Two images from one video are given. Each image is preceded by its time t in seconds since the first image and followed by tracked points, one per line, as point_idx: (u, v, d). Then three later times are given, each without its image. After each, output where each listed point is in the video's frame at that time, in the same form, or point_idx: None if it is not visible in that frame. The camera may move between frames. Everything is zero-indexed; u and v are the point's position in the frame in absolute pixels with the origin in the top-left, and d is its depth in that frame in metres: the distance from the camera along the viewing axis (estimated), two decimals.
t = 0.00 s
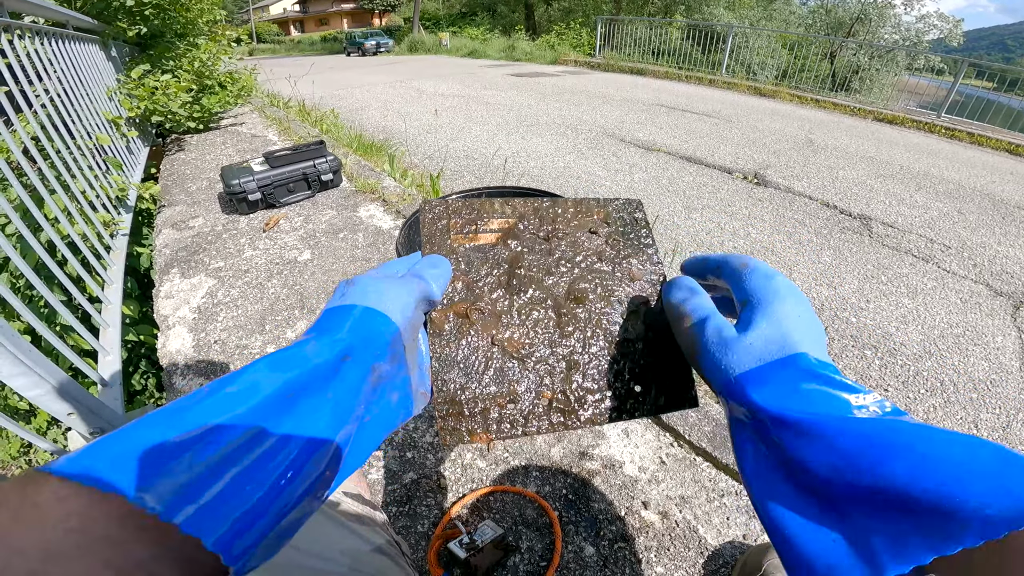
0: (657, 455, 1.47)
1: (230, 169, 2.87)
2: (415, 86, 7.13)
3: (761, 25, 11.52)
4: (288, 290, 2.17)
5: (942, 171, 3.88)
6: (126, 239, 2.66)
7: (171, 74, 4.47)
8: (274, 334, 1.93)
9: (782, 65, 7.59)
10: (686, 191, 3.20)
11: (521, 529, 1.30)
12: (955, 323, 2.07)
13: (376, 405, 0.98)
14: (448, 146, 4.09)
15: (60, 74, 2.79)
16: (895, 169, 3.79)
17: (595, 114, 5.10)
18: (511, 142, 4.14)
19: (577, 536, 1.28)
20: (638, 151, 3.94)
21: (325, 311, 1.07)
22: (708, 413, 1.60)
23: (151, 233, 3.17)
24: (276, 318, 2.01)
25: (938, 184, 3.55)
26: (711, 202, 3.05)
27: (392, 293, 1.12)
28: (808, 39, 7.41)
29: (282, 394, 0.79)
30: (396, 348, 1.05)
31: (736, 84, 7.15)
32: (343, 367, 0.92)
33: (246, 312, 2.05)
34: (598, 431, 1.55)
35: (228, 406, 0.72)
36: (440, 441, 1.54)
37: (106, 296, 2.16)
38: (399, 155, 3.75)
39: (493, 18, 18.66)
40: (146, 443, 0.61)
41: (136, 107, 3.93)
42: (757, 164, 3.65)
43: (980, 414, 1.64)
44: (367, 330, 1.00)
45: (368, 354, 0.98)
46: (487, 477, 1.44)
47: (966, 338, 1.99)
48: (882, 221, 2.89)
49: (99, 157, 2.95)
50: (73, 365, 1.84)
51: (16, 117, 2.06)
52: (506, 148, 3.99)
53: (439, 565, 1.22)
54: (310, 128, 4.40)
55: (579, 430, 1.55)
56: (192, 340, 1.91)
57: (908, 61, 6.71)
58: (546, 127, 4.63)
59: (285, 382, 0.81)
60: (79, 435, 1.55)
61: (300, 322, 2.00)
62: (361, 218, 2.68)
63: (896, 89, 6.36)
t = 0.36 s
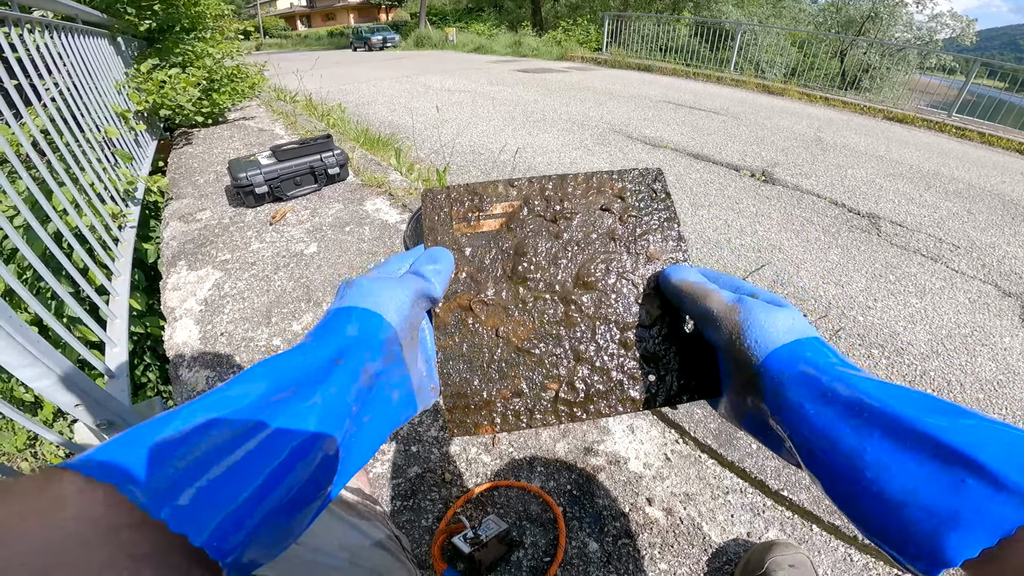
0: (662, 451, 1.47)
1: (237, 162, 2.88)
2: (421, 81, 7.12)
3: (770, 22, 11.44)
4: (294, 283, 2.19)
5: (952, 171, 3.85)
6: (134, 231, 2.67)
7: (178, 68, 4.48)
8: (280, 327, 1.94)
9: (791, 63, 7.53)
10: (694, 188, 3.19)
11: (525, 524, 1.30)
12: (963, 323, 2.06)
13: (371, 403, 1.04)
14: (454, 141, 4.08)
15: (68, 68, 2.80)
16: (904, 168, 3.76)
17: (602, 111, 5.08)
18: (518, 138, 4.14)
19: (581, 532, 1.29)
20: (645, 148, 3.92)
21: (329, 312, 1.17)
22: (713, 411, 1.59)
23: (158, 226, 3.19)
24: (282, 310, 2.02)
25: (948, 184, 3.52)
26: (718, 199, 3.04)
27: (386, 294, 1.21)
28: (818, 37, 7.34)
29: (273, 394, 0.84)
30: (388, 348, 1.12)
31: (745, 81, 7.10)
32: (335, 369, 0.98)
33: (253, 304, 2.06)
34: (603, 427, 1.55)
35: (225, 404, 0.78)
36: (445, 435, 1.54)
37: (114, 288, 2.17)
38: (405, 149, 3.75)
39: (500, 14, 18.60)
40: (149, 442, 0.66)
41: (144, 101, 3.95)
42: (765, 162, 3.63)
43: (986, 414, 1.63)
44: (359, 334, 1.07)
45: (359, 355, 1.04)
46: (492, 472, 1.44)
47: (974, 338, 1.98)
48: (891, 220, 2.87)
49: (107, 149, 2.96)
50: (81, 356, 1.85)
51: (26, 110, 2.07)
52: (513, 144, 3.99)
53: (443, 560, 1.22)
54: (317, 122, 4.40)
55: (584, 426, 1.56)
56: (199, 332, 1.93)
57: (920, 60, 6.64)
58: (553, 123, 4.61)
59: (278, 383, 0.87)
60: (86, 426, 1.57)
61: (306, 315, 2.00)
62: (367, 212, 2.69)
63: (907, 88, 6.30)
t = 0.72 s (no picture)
0: (668, 441, 1.48)
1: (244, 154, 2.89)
2: (426, 73, 7.10)
3: (778, 13, 11.31)
4: (302, 272, 2.20)
5: (963, 163, 3.81)
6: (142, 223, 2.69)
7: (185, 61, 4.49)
8: (288, 316, 1.96)
9: (800, 55, 7.45)
10: (701, 179, 3.17)
11: (532, 513, 1.31)
12: (972, 315, 2.05)
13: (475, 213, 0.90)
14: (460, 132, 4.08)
15: (76, 62, 2.82)
16: (914, 160, 3.72)
17: (609, 102, 5.05)
18: (524, 129, 4.12)
19: (587, 520, 1.30)
20: (651, 139, 3.90)
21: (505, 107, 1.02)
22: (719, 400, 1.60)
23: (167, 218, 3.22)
24: (290, 300, 2.04)
25: (958, 176, 3.49)
26: (725, 190, 3.03)
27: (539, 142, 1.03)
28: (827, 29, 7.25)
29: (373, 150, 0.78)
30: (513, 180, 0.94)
31: (752, 74, 7.04)
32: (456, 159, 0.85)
33: (261, 294, 2.08)
34: (610, 416, 1.56)
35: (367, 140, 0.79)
36: (452, 424, 1.56)
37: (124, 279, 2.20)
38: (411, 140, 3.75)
39: (505, 6, 18.47)
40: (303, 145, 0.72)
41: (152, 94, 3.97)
42: (773, 153, 3.61)
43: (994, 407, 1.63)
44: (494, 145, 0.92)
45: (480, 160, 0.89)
46: (498, 460, 1.46)
47: (983, 331, 1.97)
48: (900, 212, 2.85)
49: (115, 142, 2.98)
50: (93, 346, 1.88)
51: (34, 104, 2.09)
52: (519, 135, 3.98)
53: (449, 547, 1.24)
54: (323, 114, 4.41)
55: (590, 415, 1.56)
56: (208, 322, 1.95)
57: (932, 52, 6.56)
58: (559, 114, 4.59)
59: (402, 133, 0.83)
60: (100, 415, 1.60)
61: (314, 305, 2.02)
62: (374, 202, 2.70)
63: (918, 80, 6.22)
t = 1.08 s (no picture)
0: (667, 436, 1.47)
1: (243, 143, 2.85)
2: (427, 64, 7.04)
3: (784, 7, 11.19)
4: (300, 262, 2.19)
5: (967, 159, 3.78)
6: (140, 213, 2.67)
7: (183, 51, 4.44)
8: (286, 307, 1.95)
9: (805, 49, 7.36)
10: (703, 172, 3.15)
11: (528, 508, 1.31)
12: (974, 312, 2.04)
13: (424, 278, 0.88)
14: (461, 123, 4.04)
15: (74, 53, 2.79)
16: (918, 156, 3.69)
17: (611, 94, 5.01)
18: (525, 121, 4.09)
19: (583, 516, 1.29)
20: (653, 131, 3.87)
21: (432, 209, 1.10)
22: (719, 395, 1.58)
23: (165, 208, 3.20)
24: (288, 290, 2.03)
25: (962, 172, 3.46)
26: (727, 183, 3.00)
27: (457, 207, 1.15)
28: (833, 24, 7.17)
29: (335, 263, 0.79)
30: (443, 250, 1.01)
31: (756, 67, 6.97)
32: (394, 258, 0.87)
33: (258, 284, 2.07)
34: (608, 411, 1.55)
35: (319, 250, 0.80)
36: (449, 417, 1.55)
37: (121, 269, 2.17)
38: (411, 131, 3.72)
39: None
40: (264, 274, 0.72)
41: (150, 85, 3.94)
42: (776, 147, 3.57)
43: (994, 405, 1.62)
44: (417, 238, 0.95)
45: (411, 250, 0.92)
46: (495, 455, 1.45)
47: (984, 328, 1.95)
48: (903, 207, 2.83)
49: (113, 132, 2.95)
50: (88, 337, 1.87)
51: (30, 95, 2.07)
52: (520, 126, 3.94)
53: (445, 542, 1.23)
54: (323, 104, 4.37)
55: (589, 410, 1.56)
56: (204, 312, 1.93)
57: (938, 48, 6.49)
58: (561, 106, 4.55)
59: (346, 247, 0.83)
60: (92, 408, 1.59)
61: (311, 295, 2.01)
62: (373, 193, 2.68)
63: (924, 76, 6.15)
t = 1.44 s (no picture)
0: (667, 431, 1.47)
1: (245, 133, 2.85)
2: (430, 55, 7.00)
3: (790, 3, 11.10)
4: (300, 253, 2.18)
5: (973, 158, 3.75)
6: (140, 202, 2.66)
7: (185, 41, 4.42)
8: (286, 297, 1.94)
9: (811, 45, 7.30)
10: (706, 167, 3.13)
11: (527, 502, 1.31)
12: (977, 310, 2.03)
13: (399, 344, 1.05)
14: (464, 115, 4.02)
15: (75, 43, 2.77)
16: (924, 154, 3.66)
17: (615, 88, 4.97)
18: (528, 113, 4.07)
19: (583, 511, 1.29)
20: (657, 126, 3.84)
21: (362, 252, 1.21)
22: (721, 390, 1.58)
23: (165, 198, 3.18)
24: (288, 280, 2.02)
25: (968, 170, 3.43)
26: (731, 178, 2.98)
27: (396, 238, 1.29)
28: (840, 20, 7.10)
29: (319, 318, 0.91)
30: (408, 285, 1.17)
31: (762, 63, 6.92)
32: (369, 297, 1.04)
33: (259, 274, 2.06)
34: (609, 405, 1.55)
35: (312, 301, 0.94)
36: (449, 410, 1.55)
37: (121, 258, 2.16)
38: (413, 122, 3.70)
39: None
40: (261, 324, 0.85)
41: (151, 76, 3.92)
42: (780, 143, 3.55)
43: (994, 403, 1.61)
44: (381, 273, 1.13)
45: (385, 289, 1.09)
46: (494, 448, 1.45)
47: (987, 326, 1.95)
48: (908, 205, 2.81)
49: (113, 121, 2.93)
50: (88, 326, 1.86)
51: (32, 85, 2.06)
52: (523, 119, 3.92)
53: (443, 536, 1.23)
54: (325, 95, 4.35)
55: (589, 404, 1.55)
56: (204, 302, 1.93)
57: (945, 46, 6.44)
58: (564, 99, 4.52)
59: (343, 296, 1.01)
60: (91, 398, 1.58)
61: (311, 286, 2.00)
62: (374, 184, 2.67)
63: (931, 74, 6.10)
